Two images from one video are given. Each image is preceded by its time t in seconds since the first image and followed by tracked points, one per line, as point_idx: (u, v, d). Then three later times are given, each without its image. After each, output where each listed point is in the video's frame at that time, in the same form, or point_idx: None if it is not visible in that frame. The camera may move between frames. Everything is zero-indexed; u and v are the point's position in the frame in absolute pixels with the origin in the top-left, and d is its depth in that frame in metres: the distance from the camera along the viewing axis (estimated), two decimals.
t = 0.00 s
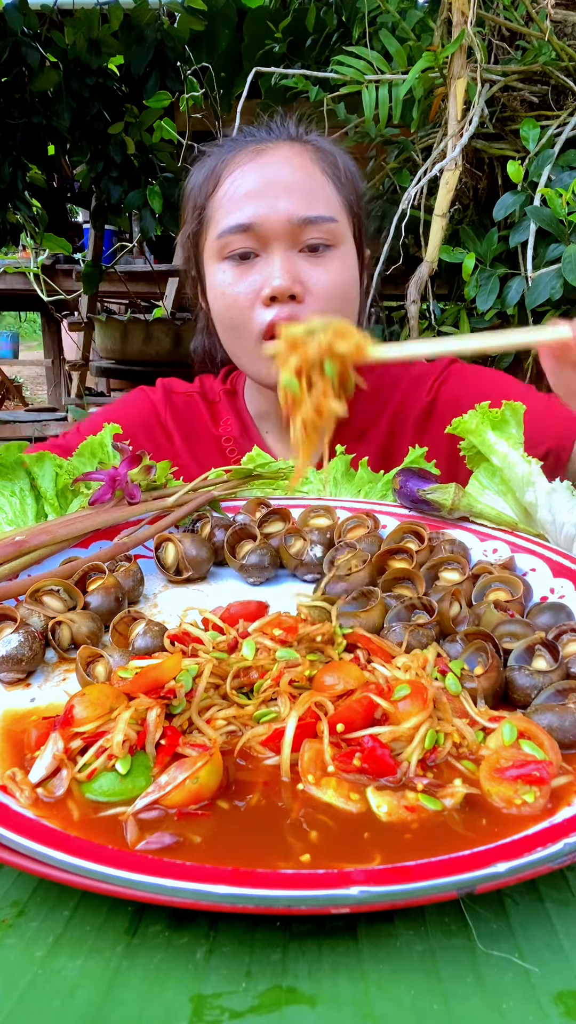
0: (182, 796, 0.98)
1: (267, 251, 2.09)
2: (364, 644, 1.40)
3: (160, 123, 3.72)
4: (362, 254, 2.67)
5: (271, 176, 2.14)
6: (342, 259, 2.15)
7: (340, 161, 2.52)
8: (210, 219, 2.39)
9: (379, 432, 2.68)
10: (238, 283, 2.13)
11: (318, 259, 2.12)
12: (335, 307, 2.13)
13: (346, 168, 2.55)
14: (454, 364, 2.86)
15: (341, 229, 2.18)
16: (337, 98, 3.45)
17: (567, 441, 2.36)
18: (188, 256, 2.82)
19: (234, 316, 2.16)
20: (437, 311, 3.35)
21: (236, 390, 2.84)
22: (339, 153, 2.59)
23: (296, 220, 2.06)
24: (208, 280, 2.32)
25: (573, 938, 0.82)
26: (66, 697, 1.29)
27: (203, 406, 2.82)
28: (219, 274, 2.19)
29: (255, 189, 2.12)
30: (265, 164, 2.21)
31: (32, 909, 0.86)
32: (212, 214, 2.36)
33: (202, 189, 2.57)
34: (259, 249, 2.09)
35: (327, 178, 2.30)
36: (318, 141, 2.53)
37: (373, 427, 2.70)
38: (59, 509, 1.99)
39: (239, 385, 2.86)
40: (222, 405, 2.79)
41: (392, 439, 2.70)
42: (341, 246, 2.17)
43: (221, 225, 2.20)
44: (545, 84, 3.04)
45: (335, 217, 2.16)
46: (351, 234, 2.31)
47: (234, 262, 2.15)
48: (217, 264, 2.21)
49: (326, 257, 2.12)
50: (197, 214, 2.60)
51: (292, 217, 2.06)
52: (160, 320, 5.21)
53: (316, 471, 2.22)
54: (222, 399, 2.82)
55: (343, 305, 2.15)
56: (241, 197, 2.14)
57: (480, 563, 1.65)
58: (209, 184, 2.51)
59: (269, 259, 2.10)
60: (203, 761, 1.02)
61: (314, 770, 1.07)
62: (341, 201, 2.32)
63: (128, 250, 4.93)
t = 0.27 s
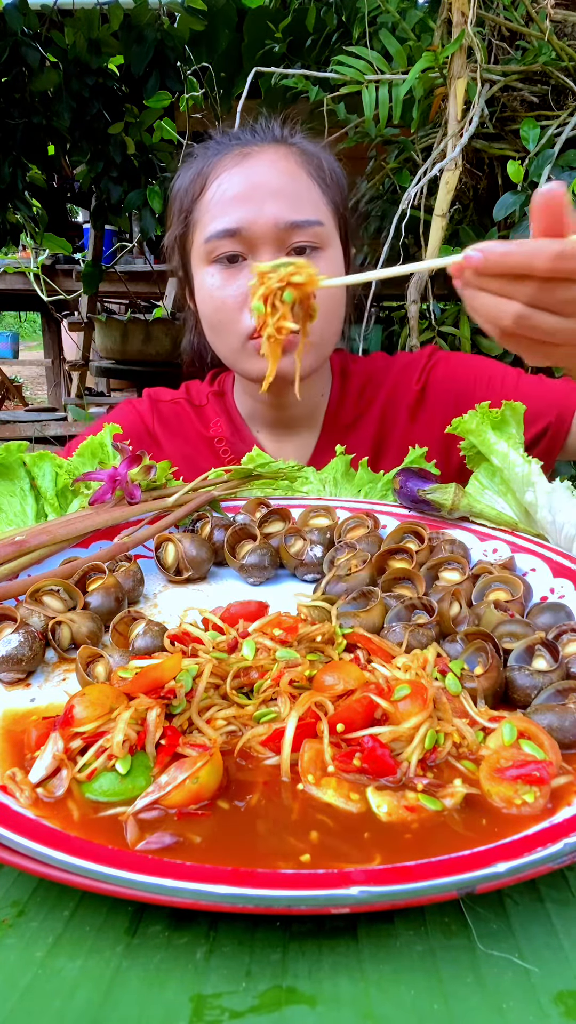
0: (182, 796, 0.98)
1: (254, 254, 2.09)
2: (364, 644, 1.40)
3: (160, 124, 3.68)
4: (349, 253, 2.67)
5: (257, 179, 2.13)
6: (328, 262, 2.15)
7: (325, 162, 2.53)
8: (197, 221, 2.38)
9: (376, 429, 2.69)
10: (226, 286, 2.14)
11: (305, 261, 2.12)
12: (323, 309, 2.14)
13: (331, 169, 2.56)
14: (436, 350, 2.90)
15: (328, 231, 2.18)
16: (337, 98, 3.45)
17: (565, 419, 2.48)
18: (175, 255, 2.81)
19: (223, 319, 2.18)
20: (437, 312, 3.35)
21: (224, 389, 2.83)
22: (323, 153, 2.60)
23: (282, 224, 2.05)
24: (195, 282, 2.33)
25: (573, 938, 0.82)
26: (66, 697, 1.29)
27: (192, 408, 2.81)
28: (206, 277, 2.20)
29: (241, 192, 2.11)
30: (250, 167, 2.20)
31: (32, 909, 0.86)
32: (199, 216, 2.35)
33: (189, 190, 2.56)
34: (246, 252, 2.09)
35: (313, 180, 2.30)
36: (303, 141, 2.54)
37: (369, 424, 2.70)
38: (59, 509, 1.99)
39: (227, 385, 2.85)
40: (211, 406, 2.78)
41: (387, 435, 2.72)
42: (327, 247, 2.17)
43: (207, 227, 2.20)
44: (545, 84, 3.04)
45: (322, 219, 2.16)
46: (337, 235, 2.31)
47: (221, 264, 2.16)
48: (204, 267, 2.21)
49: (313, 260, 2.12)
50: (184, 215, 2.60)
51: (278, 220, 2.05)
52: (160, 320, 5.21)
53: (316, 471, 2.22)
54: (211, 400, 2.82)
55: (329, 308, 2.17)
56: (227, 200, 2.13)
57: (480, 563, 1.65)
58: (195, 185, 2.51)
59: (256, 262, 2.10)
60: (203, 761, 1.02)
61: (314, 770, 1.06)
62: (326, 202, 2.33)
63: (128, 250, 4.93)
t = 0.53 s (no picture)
0: (182, 796, 0.98)
1: (253, 258, 2.08)
2: (364, 644, 1.40)
3: (161, 124, 3.68)
4: (347, 254, 2.67)
5: (255, 182, 2.13)
6: (327, 264, 2.15)
7: (322, 164, 2.53)
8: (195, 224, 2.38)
9: (375, 428, 2.70)
10: (225, 289, 2.13)
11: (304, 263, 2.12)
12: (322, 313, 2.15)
13: (328, 171, 2.56)
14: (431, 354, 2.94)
15: (326, 234, 2.18)
16: (337, 98, 3.45)
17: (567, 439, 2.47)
18: (174, 258, 2.81)
19: (223, 323, 2.17)
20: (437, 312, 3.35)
21: (221, 390, 2.83)
22: (320, 155, 2.60)
23: (281, 227, 2.05)
24: (194, 286, 2.32)
25: (573, 937, 0.82)
26: (66, 696, 1.29)
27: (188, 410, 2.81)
28: (205, 281, 2.18)
29: (239, 195, 2.11)
30: (247, 170, 2.20)
31: (32, 909, 0.86)
32: (198, 219, 2.35)
33: (187, 193, 2.56)
34: (245, 256, 2.09)
35: (310, 182, 2.30)
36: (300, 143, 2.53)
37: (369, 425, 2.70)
38: (59, 509, 1.99)
39: (224, 385, 2.84)
40: (208, 407, 2.77)
41: (388, 436, 2.73)
42: (326, 250, 2.17)
43: (206, 231, 2.19)
44: (545, 85, 3.05)
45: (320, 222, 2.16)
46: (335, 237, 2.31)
47: (220, 268, 2.15)
48: (202, 270, 2.20)
49: (312, 262, 2.12)
50: (182, 218, 2.59)
51: (277, 224, 2.05)
52: (160, 320, 5.21)
53: (316, 471, 2.22)
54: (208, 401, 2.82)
55: (329, 311, 2.16)
56: (225, 204, 2.13)
57: (480, 563, 1.66)
58: (193, 189, 2.51)
59: (255, 265, 2.09)
60: (203, 761, 1.02)
61: (314, 770, 1.06)
62: (323, 204, 2.33)
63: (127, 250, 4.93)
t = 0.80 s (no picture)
0: (182, 795, 0.98)
1: (256, 253, 2.08)
2: (364, 644, 1.40)
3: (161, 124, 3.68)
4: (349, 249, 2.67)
5: (255, 178, 2.14)
6: (330, 257, 2.16)
7: (323, 161, 2.53)
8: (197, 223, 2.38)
9: (378, 432, 2.71)
10: (229, 286, 2.11)
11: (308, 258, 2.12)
12: (327, 306, 2.15)
13: (328, 168, 2.56)
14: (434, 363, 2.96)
15: (328, 227, 2.19)
16: (337, 98, 3.45)
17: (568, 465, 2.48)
18: (177, 263, 2.81)
19: (228, 321, 2.15)
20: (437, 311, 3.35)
21: (225, 395, 2.85)
22: (321, 153, 2.59)
23: (284, 221, 2.06)
24: (196, 285, 2.31)
25: (573, 938, 0.82)
26: (66, 697, 1.29)
27: (190, 414, 2.83)
28: (208, 279, 2.18)
29: (240, 192, 2.11)
30: (247, 166, 2.21)
31: (32, 909, 0.86)
32: (200, 218, 2.35)
33: (187, 194, 2.56)
34: (248, 252, 2.09)
35: (311, 178, 2.31)
36: (300, 140, 2.53)
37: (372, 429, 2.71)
38: (59, 509, 1.99)
39: (228, 388, 2.87)
40: (211, 411, 2.80)
41: (390, 440, 2.73)
42: (328, 244, 2.18)
43: (208, 229, 2.19)
44: (545, 85, 3.04)
45: (322, 216, 2.17)
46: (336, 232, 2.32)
47: (223, 265, 2.14)
48: (205, 268, 2.20)
49: (315, 256, 2.13)
50: (183, 219, 2.59)
51: (280, 217, 2.06)
52: (160, 320, 5.21)
53: (316, 471, 2.22)
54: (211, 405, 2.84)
55: (334, 305, 2.17)
56: (227, 200, 2.13)
57: (480, 563, 1.66)
58: (193, 188, 2.51)
59: (259, 260, 2.09)
60: (203, 761, 1.02)
61: (314, 770, 1.06)
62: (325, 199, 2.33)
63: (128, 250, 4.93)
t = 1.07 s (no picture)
0: (182, 796, 0.98)
1: (260, 267, 2.08)
2: (364, 644, 1.40)
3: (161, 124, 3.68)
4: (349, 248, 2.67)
5: (253, 189, 2.12)
6: (334, 265, 2.17)
7: (319, 163, 2.53)
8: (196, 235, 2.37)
9: (379, 434, 2.73)
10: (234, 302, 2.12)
11: (312, 267, 2.13)
12: (332, 313, 2.16)
13: (325, 170, 2.56)
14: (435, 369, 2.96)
15: (330, 234, 2.19)
16: (337, 98, 3.45)
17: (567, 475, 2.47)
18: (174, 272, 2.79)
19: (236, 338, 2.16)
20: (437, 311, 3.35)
21: (226, 397, 2.85)
22: (316, 154, 2.59)
23: (286, 234, 2.05)
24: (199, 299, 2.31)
25: (573, 938, 0.82)
26: (66, 696, 1.29)
27: (191, 417, 2.84)
28: (212, 294, 2.17)
29: (240, 205, 2.10)
30: (245, 176, 2.19)
31: (32, 909, 0.86)
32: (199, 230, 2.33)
33: (183, 204, 2.55)
34: (252, 266, 2.09)
35: (308, 183, 2.30)
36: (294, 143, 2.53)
37: (373, 430, 2.73)
38: (59, 509, 1.98)
39: (229, 392, 2.87)
40: (211, 413, 2.81)
41: (391, 442, 2.74)
42: (330, 251, 2.18)
43: (209, 243, 2.18)
44: (545, 84, 3.05)
45: (323, 223, 2.17)
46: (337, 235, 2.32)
47: (227, 280, 2.14)
48: (208, 283, 2.19)
49: (319, 265, 2.14)
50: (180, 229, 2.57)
51: (282, 230, 2.05)
52: (160, 320, 5.21)
53: (316, 471, 2.22)
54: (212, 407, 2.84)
55: (340, 313, 2.19)
56: (227, 214, 2.12)
57: (480, 563, 1.66)
58: (189, 199, 2.49)
59: (263, 274, 2.09)
60: (203, 761, 1.02)
61: (314, 770, 1.06)
62: (324, 203, 2.33)
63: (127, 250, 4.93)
